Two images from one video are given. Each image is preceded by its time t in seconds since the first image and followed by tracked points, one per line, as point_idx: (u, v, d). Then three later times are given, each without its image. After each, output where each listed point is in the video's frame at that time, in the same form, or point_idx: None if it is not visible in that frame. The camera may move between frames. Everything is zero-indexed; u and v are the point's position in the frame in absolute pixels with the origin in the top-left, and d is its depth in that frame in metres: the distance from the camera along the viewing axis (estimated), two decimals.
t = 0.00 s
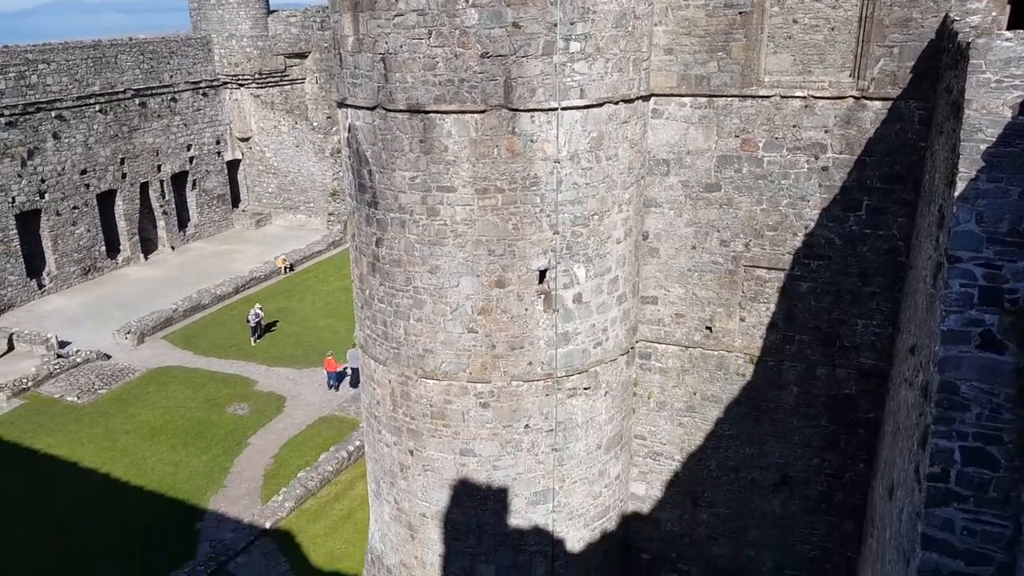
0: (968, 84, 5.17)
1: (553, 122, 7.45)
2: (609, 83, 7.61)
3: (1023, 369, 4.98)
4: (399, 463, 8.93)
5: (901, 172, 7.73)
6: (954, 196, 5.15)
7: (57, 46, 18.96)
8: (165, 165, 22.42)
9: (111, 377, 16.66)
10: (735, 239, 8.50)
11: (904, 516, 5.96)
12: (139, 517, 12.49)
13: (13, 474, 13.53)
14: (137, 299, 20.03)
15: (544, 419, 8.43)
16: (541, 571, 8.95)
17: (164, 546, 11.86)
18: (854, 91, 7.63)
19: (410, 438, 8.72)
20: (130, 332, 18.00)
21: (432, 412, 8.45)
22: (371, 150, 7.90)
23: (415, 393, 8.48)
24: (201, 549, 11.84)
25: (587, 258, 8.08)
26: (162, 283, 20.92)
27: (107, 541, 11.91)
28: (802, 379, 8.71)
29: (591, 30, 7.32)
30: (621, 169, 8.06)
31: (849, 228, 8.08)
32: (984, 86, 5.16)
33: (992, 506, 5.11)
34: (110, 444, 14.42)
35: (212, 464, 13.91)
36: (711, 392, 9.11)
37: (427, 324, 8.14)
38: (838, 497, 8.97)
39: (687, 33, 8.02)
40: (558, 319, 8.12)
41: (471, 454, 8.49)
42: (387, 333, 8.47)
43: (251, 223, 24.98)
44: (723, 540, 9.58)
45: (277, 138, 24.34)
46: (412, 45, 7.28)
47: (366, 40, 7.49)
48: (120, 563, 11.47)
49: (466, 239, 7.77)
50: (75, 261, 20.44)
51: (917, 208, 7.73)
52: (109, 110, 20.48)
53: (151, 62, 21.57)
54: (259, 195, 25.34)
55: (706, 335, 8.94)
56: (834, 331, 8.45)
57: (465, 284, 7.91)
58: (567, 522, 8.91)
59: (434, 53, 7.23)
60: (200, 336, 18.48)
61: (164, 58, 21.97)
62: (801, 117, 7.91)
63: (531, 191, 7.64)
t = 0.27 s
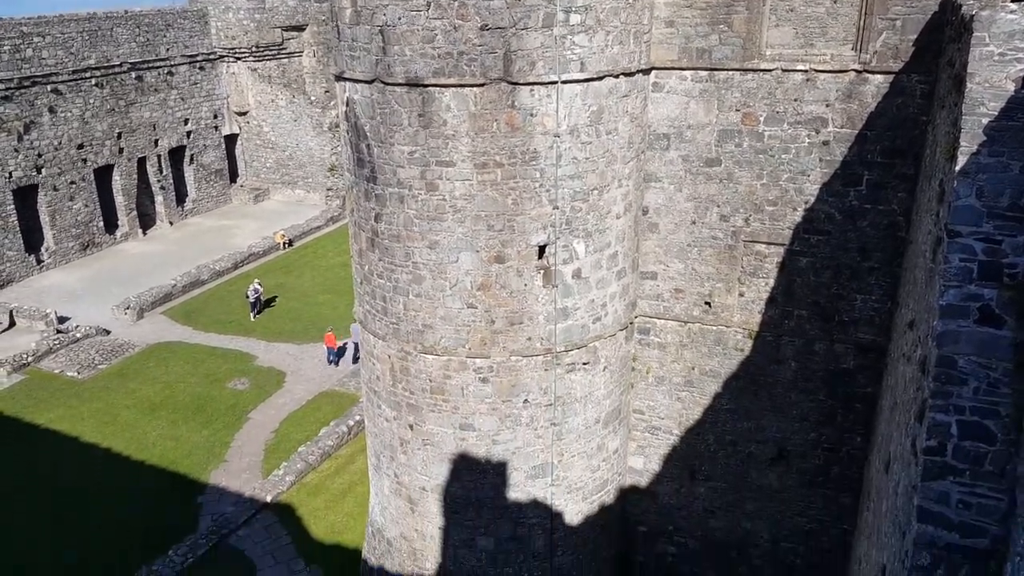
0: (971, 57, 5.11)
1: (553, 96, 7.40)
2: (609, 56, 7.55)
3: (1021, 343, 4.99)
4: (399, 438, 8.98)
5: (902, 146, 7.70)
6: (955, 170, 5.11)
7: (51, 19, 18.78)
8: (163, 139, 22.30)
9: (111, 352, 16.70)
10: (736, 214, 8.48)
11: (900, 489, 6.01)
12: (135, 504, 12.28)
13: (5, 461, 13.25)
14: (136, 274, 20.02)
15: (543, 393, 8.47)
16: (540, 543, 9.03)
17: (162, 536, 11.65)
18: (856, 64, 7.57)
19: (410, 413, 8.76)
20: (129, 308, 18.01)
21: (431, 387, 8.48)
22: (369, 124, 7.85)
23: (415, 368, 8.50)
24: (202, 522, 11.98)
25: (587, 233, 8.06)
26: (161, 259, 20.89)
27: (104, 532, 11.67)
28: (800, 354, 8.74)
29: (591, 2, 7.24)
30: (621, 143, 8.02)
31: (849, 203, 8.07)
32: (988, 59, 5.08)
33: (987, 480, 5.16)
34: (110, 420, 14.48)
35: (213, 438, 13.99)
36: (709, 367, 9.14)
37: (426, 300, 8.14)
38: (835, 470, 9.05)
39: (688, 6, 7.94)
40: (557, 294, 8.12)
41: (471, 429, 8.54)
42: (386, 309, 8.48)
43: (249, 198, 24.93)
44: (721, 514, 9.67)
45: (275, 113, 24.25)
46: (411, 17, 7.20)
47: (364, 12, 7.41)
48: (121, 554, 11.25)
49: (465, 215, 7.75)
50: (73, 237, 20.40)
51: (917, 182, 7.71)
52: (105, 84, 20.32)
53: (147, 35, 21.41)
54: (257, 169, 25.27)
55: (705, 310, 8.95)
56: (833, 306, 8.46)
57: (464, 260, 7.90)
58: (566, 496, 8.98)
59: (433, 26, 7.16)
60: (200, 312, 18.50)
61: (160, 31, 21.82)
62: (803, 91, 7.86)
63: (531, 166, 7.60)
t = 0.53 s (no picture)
0: (979, 26, 4.99)
1: (554, 67, 7.33)
2: (611, 26, 7.45)
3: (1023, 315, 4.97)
4: (400, 412, 9.01)
5: (906, 117, 7.64)
6: (960, 141, 5.06)
7: None
8: (161, 114, 22.19)
9: (113, 327, 16.73)
10: (737, 187, 8.44)
11: (900, 461, 6.04)
12: (136, 483, 12.27)
13: (6, 439, 13.24)
14: (137, 250, 20.00)
15: (544, 367, 8.49)
16: (542, 515, 9.10)
17: (162, 516, 11.64)
18: (861, 34, 7.48)
19: (411, 387, 8.78)
20: (131, 283, 18.01)
21: (432, 361, 8.50)
22: (368, 97, 7.78)
23: (416, 343, 8.51)
24: (207, 495, 12.07)
25: (587, 206, 8.03)
26: (162, 234, 20.85)
27: (104, 514, 11.65)
28: (801, 327, 8.74)
29: None
30: (622, 115, 7.96)
31: (852, 174, 8.02)
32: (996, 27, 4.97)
33: (987, 450, 5.17)
34: (114, 394, 14.54)
35: (216, 413, 14.06)
36: (710, 340, 9.15)
37: (427, 274, 8.13)
38: (835, 443, 9.09)
39: None
40: (557, 268, 8.11)
41: (472, 402, 8.57)
42: (386, 283, 8.47)
43: (249, 172, 24.89)
44: (720, 486, 9.73)
45: (273, 86, 24.21)
46: None
47: None
48: (121, 535, 11.24)
49: (465, 188, 7.71)
50: (73, 212, 20.36)
51: (921, 154, 7.65)
52: (102, 58, 20.16)
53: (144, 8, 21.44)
54: (256, 144, 25.22)
55: (706, 284, 8.94)
56: (834, 279, 8.44)
57: (465, 234, 7.88)
58: (566, 468, 9.03)
59: None
60: (201, 287, 18.50)
61: (156, 4, 21.75)
62: (806, 61, 7.77)
63: (531, 139, 7.55)
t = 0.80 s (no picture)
0: None
1: (557, 37, 7.23)
2: None
3: None
4: (404, 385, 9.04)
5: (914, 86, 7.54)
6: (969, 110, 4.99)
7: None
8: (162, 88, 22.07)
9: (118, 302, 16.76)
10: (743, 158, 8.36)
11: (903, 431, 6.05)
12: (141, 455, 12.38)
13: (13, 414, 13.33)
14: (140, 224, 19.99)
15: (547, 340, 8.49)
16: (545, 486, 9.16)
17: (168, 491, 11.71)
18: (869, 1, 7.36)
19: (414, 360, 8.80)
20: (135, 258, 18.02)
21: (436, 334, 8.51)
22: (369, 69, 7.70)
23: (420, 317, 8.52)
24: (213, 467, 12.16)
25: (591, 178, 7.97)
26: (165, 209, 20.83)
27: (110, 488, 11.73)
28: (806, 299, 8.71)
29: None
30: (626, 85, 7.87)
31: (859, 145, 7.94)
32: None
33: (991, 421, 5.17)
34: (120, 367, 14.62)
35: (222, 386, 14.13)
36: (714, 312, 9.14)
37: (430, 247, 8.10)
38: (838, 414, 9.10)
39: None
40: (561, 241, 8.08)
41: (475, 375, 8.59)
42: (389, 257, 8.45)
43: (251, 146, 24.82)
44: (723, 457, 9.77)
45: (274, 59, 24.07)
46: None
47: None
48: (127, 510, 11.33)
49: (468, 161, 7.66)
50: (75, 187, 20.32)
51: (928, 124, 7.56)
52: (102, 31, 20.00)
53: None
54: (258, 117, 25.13)
55: (710, 256, 8.91)
56: (839, 251, 8.40)
57: (468, 207, 7.84)
58: (570, 440, 9.08)
59: None
60: (204, 261, 18.51)
61: None
62: (813, 30, 7.66)
63: (534, 110, 7.48)
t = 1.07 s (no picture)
0: None
1: None
2: None
3: None
4: (410, 348, 9.08)
5: (928, 49, 7.42)
6: (983, 73, 4.90)
7: None
8: (165, 49, 21.89)
9: (124, 265, 16.80)
10: (752, 121, 8.28)
11: (908, 396, 6.06)
12: (149, 416, 12.53)
13: (21, 376, 13.42)
14: (145, 187, 19.96)
15: (553, 305, 8.50)
16: (550, 449, 9.24)
17: (176, 451, 11.87)
18: None
19: (420, 324, 8.82)
20: (141, 221, 18.02)
21: (442, 299, 8.52)
22: (375, 29, 7.60)
23: (425, 281, 8.52)
24: (221, 428, 12.29)
25: (599, 142, 7.90)
26: (170, 171, 20.77)
27: (119, 450, 11.86)
28: (813, 264, 8.68)
29: None
30: (635, 47, 7.76)
31: (870, 108, 7.84)
32: None
33: (996, 387, 5.17)
34: (127, 330, 14.71)
35: (229, 349, 14.22)
36: (721, 278, 9.12)
37: (436, 211, 8.07)
38: (843, 380, 9.12)
39: None
40: (567, 206, 8.04)
41: (481, 340, 8.62)
42: (395, 221, 8.43)
43: (255, 109, 24.65)
44: (727, 421, 9.83)
45: (278, 20, 23.82)
46: None
47: None
48: (136, 471, 11.50)
49: (474, 123, 7.59)
50: (80, 149, 20.26)
51: (942, 87, 7.45)
52: None
53: None
54: (262, 79, 24.94)
55: (718, 221, 8.87)
56: (848, 216, 8.34)
57: (474, 170, 7.79)
58: (574, 404, 9.13)
59: None
60: (210, 225, 18.50)
61: None
62: None
63: (542, 72, 7.39)
